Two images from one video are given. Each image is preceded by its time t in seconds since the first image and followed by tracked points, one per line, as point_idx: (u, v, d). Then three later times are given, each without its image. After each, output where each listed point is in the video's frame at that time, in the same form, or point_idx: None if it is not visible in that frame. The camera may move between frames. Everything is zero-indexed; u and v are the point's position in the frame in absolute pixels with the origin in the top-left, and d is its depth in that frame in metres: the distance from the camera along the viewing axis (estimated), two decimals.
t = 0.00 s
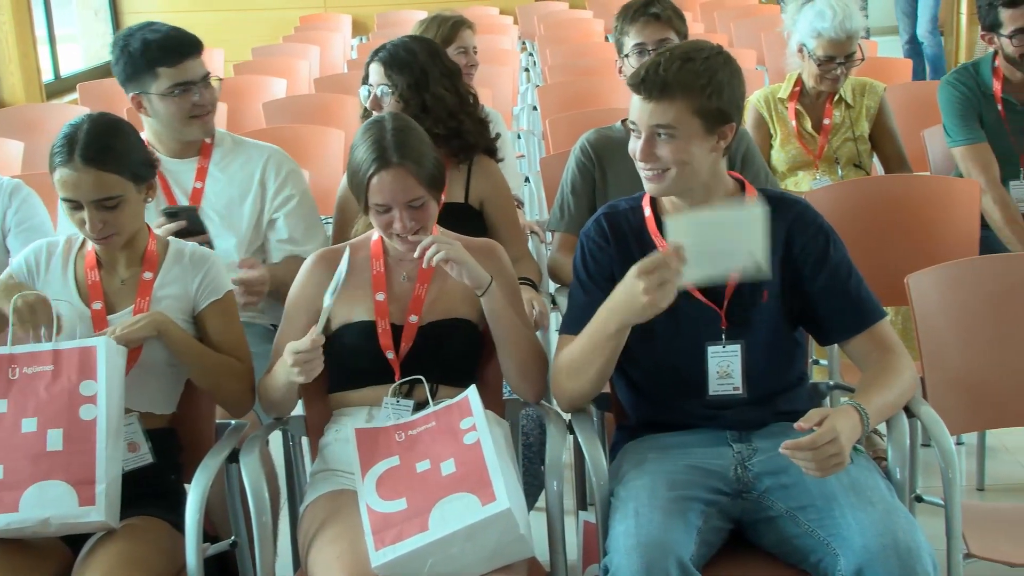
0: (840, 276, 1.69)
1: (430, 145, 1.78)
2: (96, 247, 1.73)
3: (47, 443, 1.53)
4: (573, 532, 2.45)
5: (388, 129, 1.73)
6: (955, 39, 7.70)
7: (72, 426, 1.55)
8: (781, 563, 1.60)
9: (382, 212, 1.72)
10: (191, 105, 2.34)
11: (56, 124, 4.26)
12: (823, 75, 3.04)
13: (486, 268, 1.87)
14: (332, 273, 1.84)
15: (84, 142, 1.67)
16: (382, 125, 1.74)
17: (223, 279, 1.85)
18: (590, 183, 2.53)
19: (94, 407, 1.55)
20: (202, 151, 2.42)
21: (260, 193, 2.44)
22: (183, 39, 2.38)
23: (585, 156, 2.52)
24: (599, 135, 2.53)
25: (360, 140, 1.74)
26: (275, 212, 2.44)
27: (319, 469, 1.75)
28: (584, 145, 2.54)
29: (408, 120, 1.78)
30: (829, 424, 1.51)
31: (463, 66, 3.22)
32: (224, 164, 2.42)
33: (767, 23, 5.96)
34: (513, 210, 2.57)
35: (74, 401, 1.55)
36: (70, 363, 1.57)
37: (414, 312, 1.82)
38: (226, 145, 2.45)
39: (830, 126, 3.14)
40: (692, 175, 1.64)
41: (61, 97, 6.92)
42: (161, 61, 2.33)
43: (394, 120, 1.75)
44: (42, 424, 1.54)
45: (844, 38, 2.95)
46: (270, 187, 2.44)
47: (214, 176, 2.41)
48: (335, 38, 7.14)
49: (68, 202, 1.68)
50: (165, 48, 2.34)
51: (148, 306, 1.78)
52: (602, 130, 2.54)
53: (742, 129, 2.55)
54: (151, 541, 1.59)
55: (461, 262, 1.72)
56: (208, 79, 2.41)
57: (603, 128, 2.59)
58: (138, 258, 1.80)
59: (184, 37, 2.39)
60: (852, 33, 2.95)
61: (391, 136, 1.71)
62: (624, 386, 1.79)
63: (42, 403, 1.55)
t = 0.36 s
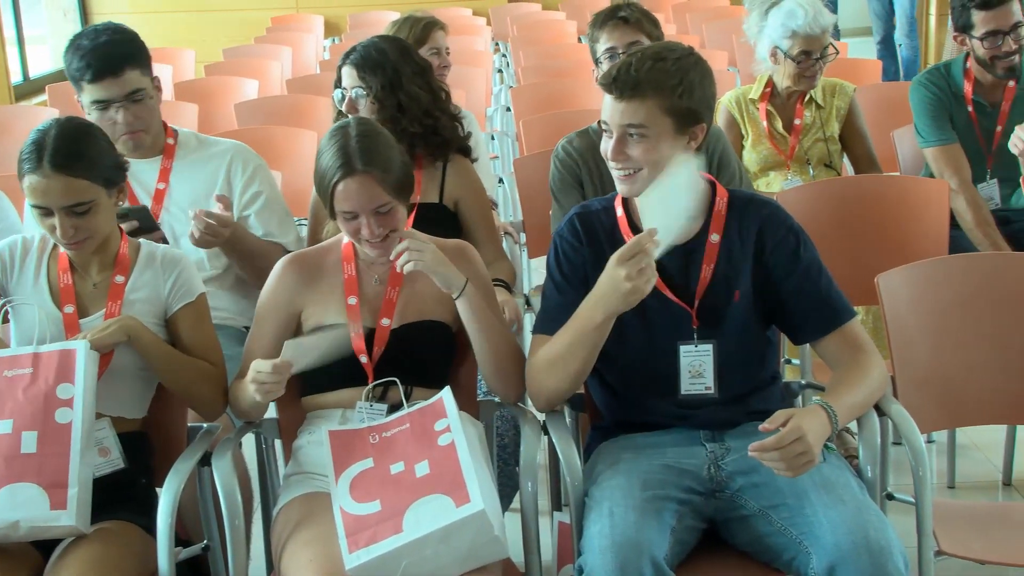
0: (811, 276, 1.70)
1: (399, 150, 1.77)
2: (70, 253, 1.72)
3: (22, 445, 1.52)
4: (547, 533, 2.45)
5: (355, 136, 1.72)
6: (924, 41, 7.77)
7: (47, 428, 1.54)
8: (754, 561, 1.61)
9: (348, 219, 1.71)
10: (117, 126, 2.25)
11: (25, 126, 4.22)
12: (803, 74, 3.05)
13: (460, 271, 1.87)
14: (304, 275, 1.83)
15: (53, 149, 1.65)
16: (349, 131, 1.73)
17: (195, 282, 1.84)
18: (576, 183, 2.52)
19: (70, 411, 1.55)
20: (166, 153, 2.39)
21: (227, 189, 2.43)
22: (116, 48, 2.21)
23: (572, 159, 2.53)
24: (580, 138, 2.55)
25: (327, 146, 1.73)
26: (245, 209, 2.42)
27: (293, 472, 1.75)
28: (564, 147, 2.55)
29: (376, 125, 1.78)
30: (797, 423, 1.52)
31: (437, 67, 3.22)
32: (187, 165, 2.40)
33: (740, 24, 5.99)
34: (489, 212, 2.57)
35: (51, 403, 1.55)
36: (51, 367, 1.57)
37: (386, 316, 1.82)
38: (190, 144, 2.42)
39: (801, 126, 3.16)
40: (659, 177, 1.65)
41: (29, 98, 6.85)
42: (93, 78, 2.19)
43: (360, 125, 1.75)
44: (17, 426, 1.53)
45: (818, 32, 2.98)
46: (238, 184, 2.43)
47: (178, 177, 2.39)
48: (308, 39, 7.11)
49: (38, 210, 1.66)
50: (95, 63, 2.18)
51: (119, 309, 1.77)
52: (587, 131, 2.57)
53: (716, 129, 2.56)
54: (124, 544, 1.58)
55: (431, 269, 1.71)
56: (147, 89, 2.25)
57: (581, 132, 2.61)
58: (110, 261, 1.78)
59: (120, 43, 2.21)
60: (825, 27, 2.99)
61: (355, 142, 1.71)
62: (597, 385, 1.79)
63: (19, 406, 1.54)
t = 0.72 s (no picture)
0: (788, 276, 1.70)
1: (381, 146, 1.77)
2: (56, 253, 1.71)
3: None
4: (527, 533, 2.45)
5: (338, 129, 1.73)
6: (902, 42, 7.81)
7: (22, 433, 1.52)
8: (733, 561, 1.61)
9: (331, 213, 1.71)
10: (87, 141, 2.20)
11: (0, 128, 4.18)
12: (772, 76, 3.07)
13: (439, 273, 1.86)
14: (281, 277, 1.83)
15: (40, 150, 1.64)
16: (332, 125, 1.73)
17: (175, 284, 1.82)
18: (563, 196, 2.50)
19: (46, 416, 1.53)
20: (137, 155, 2.33)
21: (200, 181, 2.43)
22: (80, 62, 2.13)
23: (558, 171, 2.51)
24: (561, 149, 2.54)
25: (309, 140, 1.73)
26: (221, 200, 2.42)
27: (271, 475, 1.74)
28: (544, 162, 2.54)
29: (358, 121, 1.78)
30: (774, 422, 1.52)
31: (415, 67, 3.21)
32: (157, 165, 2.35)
33: (717, 25, 6.01)
34: (469, 212, 2.57)
35: (26, 409, 1.53)
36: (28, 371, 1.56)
37: (365, 316, 1.82)
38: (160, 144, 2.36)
39: (778, 126, 3.18)
40: (635, 175, 1.65)
41: (5, 100, 6.79)
42: (59, 97, 2.12)
43: (343, 120, 1.75)
44: None
45: (791, 39, 2.99)
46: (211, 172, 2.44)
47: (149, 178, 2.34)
48: (286, 40, 7.09)
49: (24, 211, 1.65)
50: (60, 81, 2.11)
51: (99, 309, 1.76)
52: (568, 140, 2.56)
53: (695, 129, 2.57)
54: (101, 548, 1.57)
55: (409, 270, 1.71)
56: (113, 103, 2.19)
57: (561, 141, 2.58)
58: (92, 262, 1.77)
59: (83, 57, 2.14)
60: (799, 34, 2.99)
61: (340, 135, 1.71)
62: (576, 386, 1.80)
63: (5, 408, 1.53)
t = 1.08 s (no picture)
0: (765, 275, 1.71)
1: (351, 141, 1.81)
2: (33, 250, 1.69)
3: None
4: (507, 534, 2.45)
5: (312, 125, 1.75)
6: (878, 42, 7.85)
7: None
8: (712, 560, 1.62)
9: (324, 206, 1.72)
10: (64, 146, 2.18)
11: None
12: (747, 76, 3.08)
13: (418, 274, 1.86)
14: (259, 279, 1.82)
15: (20, 139, 1.64)
16: (302, 122, 1.76)
17: (155, 288, 1.81)
18: (539, 196, 2.51)
19: (21, 426, 1.53)
20: (112, 158, 2.32)
21: (171, 189, 2.38)
22: (53, 68, 2.09)
23: (534, 169, 2.52)
24: (538, 146, 2.55)
25: (284, 142, 1.75)
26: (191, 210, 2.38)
27: (250, 477, 1.73)
28: (522, 157, 2.55)
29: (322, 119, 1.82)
30: (750, 422, 1.53)
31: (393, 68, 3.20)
32: (131, 169, 2.34)
33: (695, 26, 6.03)
34: (447, 213, 2.57)
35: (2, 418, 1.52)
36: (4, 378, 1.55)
37: (344, 317, 1.81)
38: (135, 147, 2.36)
39: (755, 127, 3.19)
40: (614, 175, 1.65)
41: None
42: (33, 104, 2.08)
43: (310, 117, 1.78)
44: None
45: (766, 39, 3.00)
46: (182, 182, 2.38)
47: (123, 184, 2.33)
48: (264, 42, 7.06)
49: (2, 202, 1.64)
50: (34, 89, 2.07)
51: (76, 310, 1.75)
52: (544, 138, 2.57)
53: (672, 129, 2.57)
54: (77, 553, 1.56)
55: (391, 269, 1.72)
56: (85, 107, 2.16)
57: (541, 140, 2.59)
58: (70, 262, 1.77)
59: (56, 62, 2.10)
60: (774, 35, 3.00)
61: (316, 128, 1.74)
62: (556, 386, 1.80)
63: None
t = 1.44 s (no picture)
0: (741, 275, 1.72)
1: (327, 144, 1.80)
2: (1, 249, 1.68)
3: None
4: (485, 536, 2.45)
5: (287, 129, 1.75)
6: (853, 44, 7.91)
7: None
8: (689, 559, 1.62)
9: (294, 211, 1.72)
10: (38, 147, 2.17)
11: None
12: (721, 77, 3.10)
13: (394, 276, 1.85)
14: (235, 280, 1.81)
15: None
16: (278, 127, 1.75)
17: (127, 290, 1.80)
18: (514, 181, 2.53)
19: None
20: (87, 161, 2.31)
21: (150, 190, 2.36)
22: (28, 73, 2.06)
23: (513, 154, 2.53)
24: (521, 133, 2.56)
25: (258, 146, 1.74)
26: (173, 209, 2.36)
27: (227, 480, 1.73)
28: (505, 140, 2.55)
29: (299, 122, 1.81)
30: (726, 421, 1.54)
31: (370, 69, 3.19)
32: (108, 172, 2.33)
33: (671, 27, 6.05)
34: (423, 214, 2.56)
35: None
36: None
37: (320, 319, 1.80)
38: (110, 149, 2.34)
39: (730, 129, 3.20)
40: (593, 175, 1.65)
41: None
42: (8, 109, 2.06)
43: (286, 121, 1.77)
44: None
45: (741, 41, 3.01)
46: (162, 183, 2.36)
47: (100, 187, 2.32)
48: (239, 43, 7.03)
49: None
50: (10, 94, 2.05)
51: (47, 311, 1.73)
52: (527, 126, 2.58)
53: (649, 129, 2.58)
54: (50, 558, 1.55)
55: (365, 273, 1.72)
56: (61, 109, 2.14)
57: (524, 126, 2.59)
58: (40, 262, 1.75)
59: (32, 66, 2.07)
60: (748, 37, 3.01)
61: (290, 133, 1.73)
62: (533, 388, 1.80)
63: None
